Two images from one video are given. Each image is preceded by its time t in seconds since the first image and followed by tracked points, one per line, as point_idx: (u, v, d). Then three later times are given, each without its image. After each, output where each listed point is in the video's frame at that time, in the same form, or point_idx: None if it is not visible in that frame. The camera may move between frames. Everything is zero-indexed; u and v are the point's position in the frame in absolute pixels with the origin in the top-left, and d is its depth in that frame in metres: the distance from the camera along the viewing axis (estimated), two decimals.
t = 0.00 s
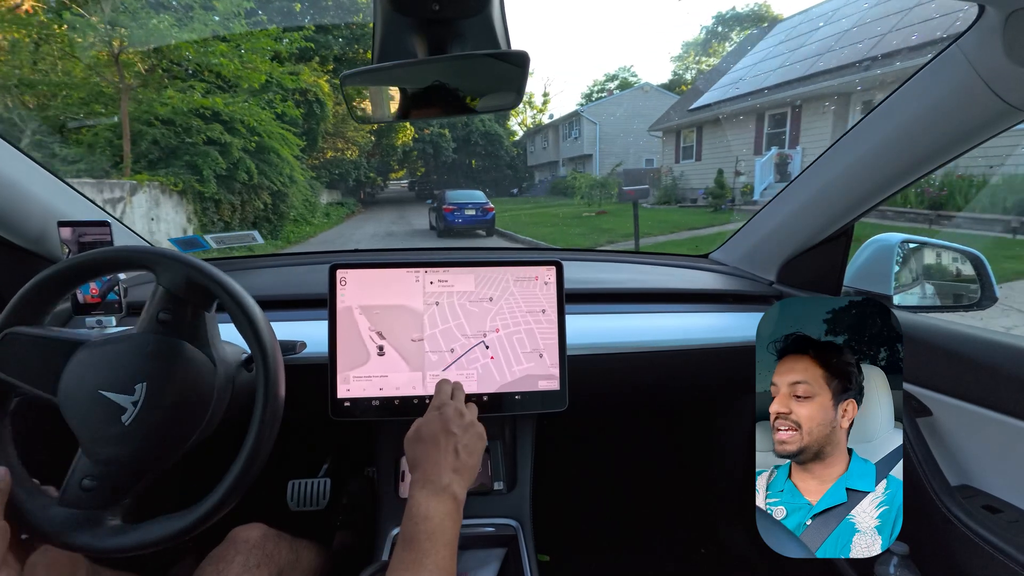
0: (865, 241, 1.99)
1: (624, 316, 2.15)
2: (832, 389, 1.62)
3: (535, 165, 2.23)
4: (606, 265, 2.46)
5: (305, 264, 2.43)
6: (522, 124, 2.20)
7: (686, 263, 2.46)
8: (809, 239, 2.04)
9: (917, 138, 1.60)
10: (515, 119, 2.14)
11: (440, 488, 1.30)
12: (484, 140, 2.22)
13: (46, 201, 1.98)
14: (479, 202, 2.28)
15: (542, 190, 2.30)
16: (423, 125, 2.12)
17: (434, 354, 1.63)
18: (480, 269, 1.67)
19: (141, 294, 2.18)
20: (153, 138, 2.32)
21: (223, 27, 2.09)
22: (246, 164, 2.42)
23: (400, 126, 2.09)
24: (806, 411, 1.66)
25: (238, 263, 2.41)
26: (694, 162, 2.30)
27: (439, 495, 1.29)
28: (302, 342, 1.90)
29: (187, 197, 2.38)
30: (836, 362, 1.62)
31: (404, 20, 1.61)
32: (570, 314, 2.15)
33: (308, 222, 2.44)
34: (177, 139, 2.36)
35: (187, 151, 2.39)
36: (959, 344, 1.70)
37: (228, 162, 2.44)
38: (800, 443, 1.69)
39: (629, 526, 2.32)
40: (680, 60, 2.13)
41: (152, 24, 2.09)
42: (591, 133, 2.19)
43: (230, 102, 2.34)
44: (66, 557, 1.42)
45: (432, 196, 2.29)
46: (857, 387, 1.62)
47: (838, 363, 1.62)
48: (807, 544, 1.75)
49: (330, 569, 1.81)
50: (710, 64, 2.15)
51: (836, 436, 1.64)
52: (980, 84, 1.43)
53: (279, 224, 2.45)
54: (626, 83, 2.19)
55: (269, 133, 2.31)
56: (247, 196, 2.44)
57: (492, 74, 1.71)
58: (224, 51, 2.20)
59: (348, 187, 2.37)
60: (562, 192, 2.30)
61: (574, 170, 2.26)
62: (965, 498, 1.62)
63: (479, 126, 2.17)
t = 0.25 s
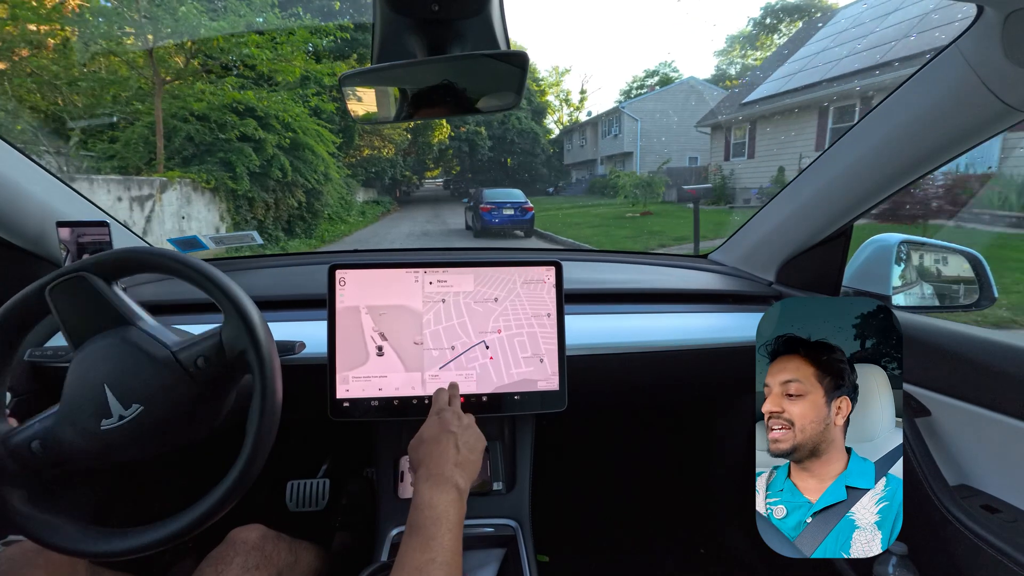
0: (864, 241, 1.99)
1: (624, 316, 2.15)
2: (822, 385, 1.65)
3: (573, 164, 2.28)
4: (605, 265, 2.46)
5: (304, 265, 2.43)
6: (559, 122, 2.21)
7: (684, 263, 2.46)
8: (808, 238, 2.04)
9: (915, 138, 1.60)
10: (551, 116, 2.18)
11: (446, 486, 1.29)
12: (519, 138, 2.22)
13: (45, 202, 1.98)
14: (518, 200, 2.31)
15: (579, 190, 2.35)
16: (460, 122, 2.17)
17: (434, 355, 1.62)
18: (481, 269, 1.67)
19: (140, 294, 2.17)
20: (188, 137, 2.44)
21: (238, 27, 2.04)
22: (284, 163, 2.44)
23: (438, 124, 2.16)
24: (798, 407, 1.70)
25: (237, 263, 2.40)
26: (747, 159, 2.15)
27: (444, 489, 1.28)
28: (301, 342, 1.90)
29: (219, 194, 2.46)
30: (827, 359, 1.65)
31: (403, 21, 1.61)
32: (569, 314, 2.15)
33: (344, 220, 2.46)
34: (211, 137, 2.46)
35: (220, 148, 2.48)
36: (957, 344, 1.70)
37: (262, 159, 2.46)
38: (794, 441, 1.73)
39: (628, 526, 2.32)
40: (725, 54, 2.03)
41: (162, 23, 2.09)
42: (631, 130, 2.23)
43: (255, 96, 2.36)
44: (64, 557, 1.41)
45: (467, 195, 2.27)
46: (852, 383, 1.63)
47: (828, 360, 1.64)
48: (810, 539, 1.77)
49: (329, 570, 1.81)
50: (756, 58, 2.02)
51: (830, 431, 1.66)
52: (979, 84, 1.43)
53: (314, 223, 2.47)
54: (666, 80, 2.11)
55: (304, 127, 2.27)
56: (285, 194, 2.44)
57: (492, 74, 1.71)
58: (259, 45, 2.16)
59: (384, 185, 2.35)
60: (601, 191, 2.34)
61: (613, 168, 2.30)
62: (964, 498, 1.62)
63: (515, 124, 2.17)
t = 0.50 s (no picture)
0: (865, 242, 1.99)
1: (625, 316, 2.14)
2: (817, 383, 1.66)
3: (603, 162, 2.40)
4: (605, 265, 2.46)
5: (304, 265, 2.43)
6: (588, 120, 2.36)
7: (683, 263, 2.46)
8: (809, 238, 2.04)
9: (916, 138, 1.61)
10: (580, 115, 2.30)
11: (448, 490, 1.35)
12: (547, 135, 2.30)
13: (47, 203, 1.97)
14: (550, 200, 2.43)
15: (609, 188, 2.42)
16: (488, 121, 2.29)
17: (435, 355, 1.62)
18: (483, 270, 1.67)
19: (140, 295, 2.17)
20: (211, 133, 2.54)
21: (248, 25, 2.17)
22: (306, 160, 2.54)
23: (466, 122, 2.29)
24: (794, 406, 1.70)
25: (238, 264, 2.40)
26: (793, 158, 1.98)
27: (446, 493, 1.34)
28: (301, 342, 1.90)
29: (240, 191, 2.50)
30: (822, 356, 1.66)
31: (404, 22, 1.61)
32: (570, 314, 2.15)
33: (371, 220, 2.52)
34: (233, 133, 2.53)
35: (242, 145, 2.55)
36: (958, 345, 1.70)
37: (286, 155, 2.53)
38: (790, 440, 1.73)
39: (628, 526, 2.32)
40: (761, 49, 1.97)
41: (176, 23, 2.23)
42: (665, 126, 2.31)
43: (277, 92, 2.45)
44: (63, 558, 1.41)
45: (495, 192, 2.40)
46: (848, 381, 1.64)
47: (823, 357, 1.66)
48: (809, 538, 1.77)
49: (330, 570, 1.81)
50: (796, 52, 1.94)
51: (827, 429, 1.66)
52: (980, 84, 1.43)
53: (341, 221, 2.58)
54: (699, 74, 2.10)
55: (325, 123, 2.38)
56: (309, 190, 2.54)
57: (492, 74, 1.71)
58: (279, 37, 2.23)
59: (411, 184, 2.44)
60: (632, 191, 2.39)
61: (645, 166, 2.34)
62: (965, 499, 1.62)
63: (545, 122, 2.26)
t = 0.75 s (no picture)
0: (871, 242, 1.98)
1: (629, 317, 2.14)
2: (815, 381, 1.68)
3: (626, 160, 2.35)
4: (608, 266, 2.46)
5: (307, 265, 2.43)
6: (611, 118, 2.28)
7: (686, 263, 2.47)
8: (813, 239, 2.03)
9: (923, 137, 1.59)
10: (602, 112, 2.25)
11: (461, 477, 1.30)
12: (569, 134, 2.24)
13: (55, 203, 1.98)
14: (577, 200, 2.44)
15: (634, 187, 2.45)
16: (511, 119, 2.21)
17: (437, 356, 1.62)
18: (486, 270, 1.67)
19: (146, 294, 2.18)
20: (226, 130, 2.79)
21: (244, 31, 2.21)
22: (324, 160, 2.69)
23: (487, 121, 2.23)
24: (794, 405, 1.71)
25: (243, 264, 2.41)
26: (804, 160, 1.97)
27: (460, 481, 1.29)
28: (305, 342, 1.91)
29: (255, 188, 2.67)
30: (819, 355, 1.67)
31: (409, 22, 1.61)
32: (574, 314, 2.14)
33: (392, 219, 2.53)
34: (247, 130, 2.74)
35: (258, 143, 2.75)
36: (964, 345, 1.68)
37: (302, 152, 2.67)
38: (792, 441, 1.74)
39: (632, 527, 2.31)
40: (792, 43, 1.98)
41: (183, 27, 2.27)
42: (694, 123, 2.29)
43: (292, 88, 2.57)
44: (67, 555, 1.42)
45: (517, 191, 2.44)
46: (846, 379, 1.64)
47: (820, 355, 1.67)
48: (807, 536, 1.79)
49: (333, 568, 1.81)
50: (830, 45, 1.92)
51: (827, 428, 1.67)
52: (986, 81, 1.43)
53: (359, 221, 2.60)
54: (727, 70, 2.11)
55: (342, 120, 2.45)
56: (326, 188, 2.67)
57: (496, 74, 1.71)
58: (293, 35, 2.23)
59: (432, 182, 2.47)
60: (658, 190, 2.43)
61: (671, 164, 2.35)
62: (970, 501, 1.60)
63: (567, 120, 2.19)
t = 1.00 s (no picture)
0: (879, 242, 1.97)
1: (634, 317, 2.13)
2: (809, 379, 1.74)
3: (643, 159, 2.35)
4: (613, 266, 2.46)
5: (312, 264, 2.44)
6: (626, 117, 2.33)
7: (691, 263, 2.46)
8: (819, 240, 2.02)
9: (931, 137, 1.57)
10: (618, 111, 2.30)
11: (493, 453, 1.32)
12: (585, 133, 2.29)
13: (63, 201, 2.00)
14: (596, 200, 2.41)
15: (651, 187, 2.39)
16: (525, 117, 2.26)
17: (441, 355, 1.63)
18: (490, 269, 1.67)
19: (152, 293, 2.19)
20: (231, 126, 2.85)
21: (258, 32, 2.28)
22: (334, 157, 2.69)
23: (502, 119, 2.25)
24: (790, 404, 1.78)
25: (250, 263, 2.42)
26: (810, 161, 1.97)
27: (490, 457, 1.31)
28: (311, 342, 1.91)
29: (259, 186, 2.71)
30: (812, 353, 1.74)
31: (415, 22, 1.60)
32: (579, 313, 2.14)
33: (405, 220, 2.53)
34: (254, 128, 2.82)
35: (264, 140, 2.84)
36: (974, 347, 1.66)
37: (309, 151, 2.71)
38: (790, 440, 1.80)
39: (636, 527, 2.30)
40: (813, 40, 2.00)
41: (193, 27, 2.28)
42: (713, 121, 2.26)
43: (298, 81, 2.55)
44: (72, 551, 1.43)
45: (531, 190, 2.46)
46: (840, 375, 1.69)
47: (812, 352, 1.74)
48: (808, 539, 1.84)
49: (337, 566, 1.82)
50: (854, 41, 1.88)
51: (824, 427, 1.73)
52: (998, 80, 1.41)
53: (370, 221, 2.62)
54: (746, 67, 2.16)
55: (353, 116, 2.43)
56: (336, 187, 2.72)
57: (502, 74, 1.71)
58: (300, 35, 2.23)
59: (445, 181, 2.49)
60: (676, 189, 2.41)
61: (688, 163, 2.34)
62: (979, 505, 1.58)
63: (582, 117, 2.26)
